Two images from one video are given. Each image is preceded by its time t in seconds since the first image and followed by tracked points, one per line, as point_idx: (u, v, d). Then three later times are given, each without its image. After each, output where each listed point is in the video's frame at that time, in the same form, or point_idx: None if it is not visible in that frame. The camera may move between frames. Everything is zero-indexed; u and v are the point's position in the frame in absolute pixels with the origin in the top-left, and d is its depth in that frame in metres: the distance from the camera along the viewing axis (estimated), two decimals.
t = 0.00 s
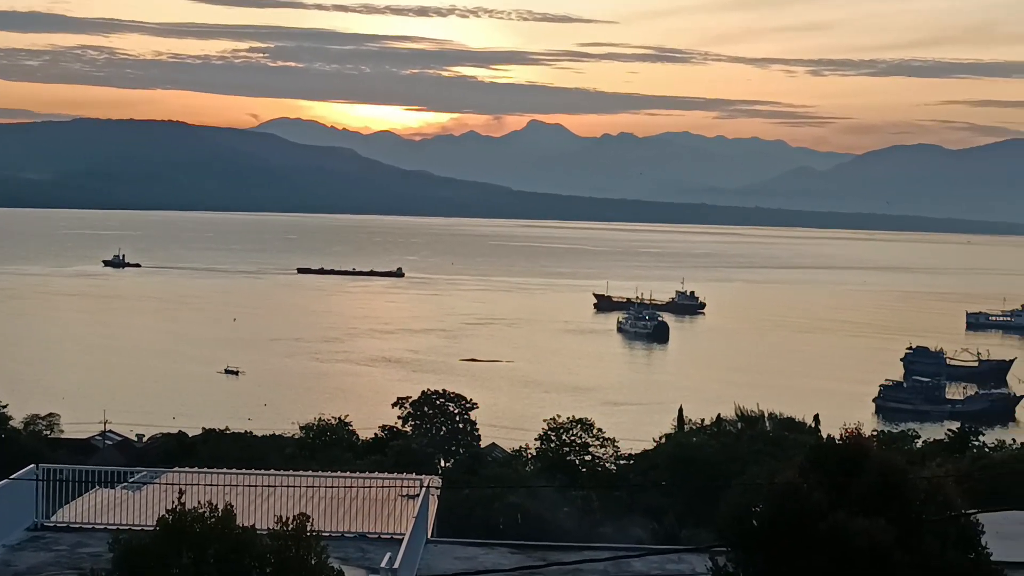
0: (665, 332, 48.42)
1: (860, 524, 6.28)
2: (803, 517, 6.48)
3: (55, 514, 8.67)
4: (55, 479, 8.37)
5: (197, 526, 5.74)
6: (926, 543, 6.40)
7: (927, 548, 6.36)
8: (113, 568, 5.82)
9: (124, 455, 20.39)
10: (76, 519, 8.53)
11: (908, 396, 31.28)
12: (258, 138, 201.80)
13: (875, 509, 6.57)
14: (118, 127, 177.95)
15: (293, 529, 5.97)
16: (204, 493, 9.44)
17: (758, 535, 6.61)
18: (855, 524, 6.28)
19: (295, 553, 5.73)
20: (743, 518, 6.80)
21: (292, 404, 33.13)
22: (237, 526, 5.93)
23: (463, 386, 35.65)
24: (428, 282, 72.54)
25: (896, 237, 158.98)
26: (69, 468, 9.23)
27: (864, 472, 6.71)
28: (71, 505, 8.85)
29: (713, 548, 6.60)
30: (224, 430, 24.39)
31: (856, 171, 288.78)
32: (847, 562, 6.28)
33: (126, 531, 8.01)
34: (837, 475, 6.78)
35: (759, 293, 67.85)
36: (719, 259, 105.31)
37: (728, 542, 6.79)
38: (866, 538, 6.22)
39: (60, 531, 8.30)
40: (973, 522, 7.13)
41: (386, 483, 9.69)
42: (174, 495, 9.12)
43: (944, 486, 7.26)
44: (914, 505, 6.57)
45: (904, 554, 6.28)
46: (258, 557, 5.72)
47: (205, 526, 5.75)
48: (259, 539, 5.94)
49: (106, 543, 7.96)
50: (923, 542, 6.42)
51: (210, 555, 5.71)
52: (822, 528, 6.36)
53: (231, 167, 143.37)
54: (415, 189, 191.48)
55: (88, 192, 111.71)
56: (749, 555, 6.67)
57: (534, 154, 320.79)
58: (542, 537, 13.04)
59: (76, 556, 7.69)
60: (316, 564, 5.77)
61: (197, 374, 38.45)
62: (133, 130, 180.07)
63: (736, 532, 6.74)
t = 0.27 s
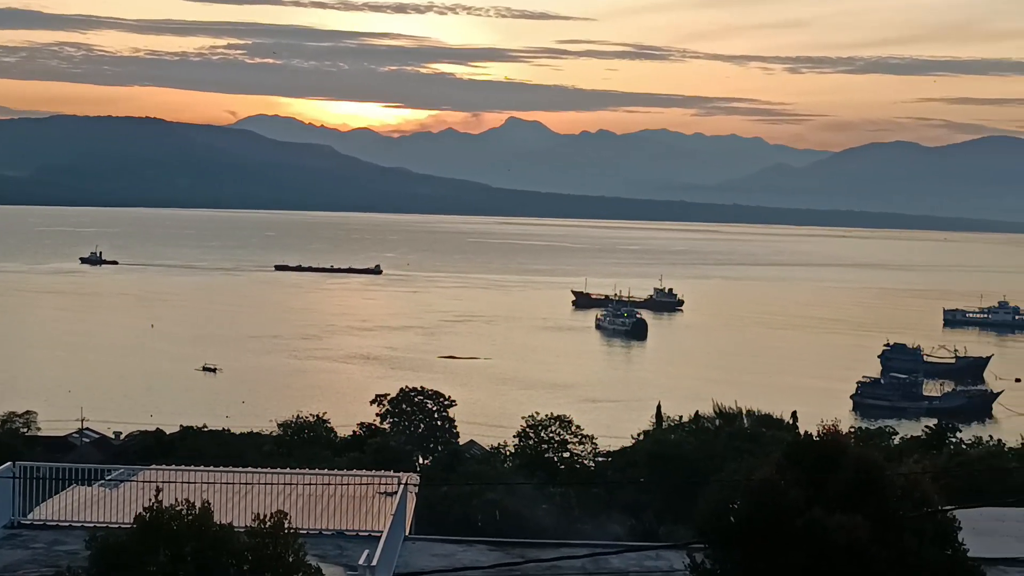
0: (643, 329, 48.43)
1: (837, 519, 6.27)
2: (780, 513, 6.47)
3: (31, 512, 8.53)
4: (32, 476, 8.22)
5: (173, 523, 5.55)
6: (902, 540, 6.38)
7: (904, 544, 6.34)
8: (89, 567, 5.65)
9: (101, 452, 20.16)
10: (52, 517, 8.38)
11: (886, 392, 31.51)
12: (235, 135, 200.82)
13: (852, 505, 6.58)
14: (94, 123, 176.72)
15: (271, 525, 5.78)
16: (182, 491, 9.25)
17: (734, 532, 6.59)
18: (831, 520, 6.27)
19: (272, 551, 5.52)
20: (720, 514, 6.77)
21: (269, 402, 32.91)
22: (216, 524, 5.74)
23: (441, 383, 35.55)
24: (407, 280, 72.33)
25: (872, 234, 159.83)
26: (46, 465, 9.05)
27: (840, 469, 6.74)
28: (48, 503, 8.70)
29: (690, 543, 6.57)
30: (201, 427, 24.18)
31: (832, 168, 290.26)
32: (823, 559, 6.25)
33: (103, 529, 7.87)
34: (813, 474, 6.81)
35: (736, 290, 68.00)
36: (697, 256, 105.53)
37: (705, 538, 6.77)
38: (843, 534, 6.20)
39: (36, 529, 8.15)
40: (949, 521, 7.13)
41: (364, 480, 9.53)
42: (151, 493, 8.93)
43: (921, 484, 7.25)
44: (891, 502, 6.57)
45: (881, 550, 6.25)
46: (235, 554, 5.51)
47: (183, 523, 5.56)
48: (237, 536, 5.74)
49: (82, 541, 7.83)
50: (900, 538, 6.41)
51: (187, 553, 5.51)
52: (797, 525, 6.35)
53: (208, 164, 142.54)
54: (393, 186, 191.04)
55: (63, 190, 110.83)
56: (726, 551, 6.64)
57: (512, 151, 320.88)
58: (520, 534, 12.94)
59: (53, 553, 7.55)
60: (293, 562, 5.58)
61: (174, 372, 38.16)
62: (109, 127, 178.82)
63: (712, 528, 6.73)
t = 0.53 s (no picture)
0: (620, 325, 48.43)
1: (811, 516, 6.49)
2: (756, 510, 6.73)
3: (7, 509, 8.47)
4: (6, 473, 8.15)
5: (147, 520, 5.63)
6: (875, 536, 6.58)
7: (877, 540, 6.54)
8: (63, 564, 5.75)
9: (76, 449, 19.99)
10: (28, 514, 8.34)
11: (861, 389, 31.65)
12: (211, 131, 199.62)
13: (827, 500, 6.77)
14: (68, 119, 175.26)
15: (246, 522, 5.82)
16: (157, 488, 9.15)
17: (711, 528, 6.85)
18: (806, 517, 6.49)
19: (247, 547, 5.56)
20: (698, 509, 7.01)
21: (245, 398, 32.70)
22: (190, 521, 5.79)
23: (417, 379, 35.40)
24: (383, 276, 72.05)
25: (848, 230, 160.55)
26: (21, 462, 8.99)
27: (815, 465, 6.92)
28: (23, 500, 8.65)
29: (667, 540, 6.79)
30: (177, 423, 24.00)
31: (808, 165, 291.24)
32: (798, 554, 6.48)
33: (78, 526, 7.82)
34: (788, 469, 7.00)
35: (713, 286, 68.11)
36: (673, 253, 105.62)
37: (684, 533, 7.01)
38: (817, 530, 6.43)
39: (12, 525, 8.08)
40: (924, 515, 7.25)
41: (340, 478, 9.46)
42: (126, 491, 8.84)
43: (896, 478, 7.38)
44: (864, 497, 6.77)
45: (854, 545, 6.47)
46: (211, 550, 5.58)
47: (157, 521, 5.63)
48: (212, 534, 5.79)
49: (57, 538, 7.77)
50: (873, 533, 6.60)
51: (162, 550, 5.58)
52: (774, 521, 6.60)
53: (183, 159, 141.57)
54: (370, 182, 190.41)
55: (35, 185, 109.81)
56: (705, 547, 6.90)
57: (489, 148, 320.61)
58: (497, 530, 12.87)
59: (27, 550, 7.48)
60: (268, 559, 5.63)
61: (149, 368, 37.87)
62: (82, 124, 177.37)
63: (690, 524, 6.97)
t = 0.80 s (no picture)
0: (597, 322, 48.46)
1: (789, 512, 6.48)
2: (733, 505, 6.70)
3: None
4: None
5: (124, 518, 5.59)
6: (852, 530, 6.55)
7: (854, 535, 6.51)
8: (38, 561, 5.67)
9: (53, 448, 19.75)
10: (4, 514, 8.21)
11: (837, 386, 31.80)
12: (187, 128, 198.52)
13: (805, 496, 6.78)
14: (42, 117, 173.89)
15: (223, 518, 5.83)
16: (134, 488, 9.02)
17: (687, 523, 6.85)
18: (783, 512, 6.48)
19: (224, 545, 5.61)
20: (676, 505, 7.02)
21: (223, 396, 32.50)
22: (167, 518, 5.77)
23: (395, 377, 35.30)
24: (361, 274, 71.80)
25: (824, 227, 161.41)
26: None
27: (793, 461, 6.93)
28: None
29: (645, 537, 6.78)
30: (152, 421, 23.80)
31: (784, 162, 292.37)
32: (774, 554, 6.48)
33: (55, 525, 7.69)
34: (766, 465, 6.98)
35: (690, 284, 68.28)
36: (651, 250, 105.79)
37: (661, 529, 7.02)
38: (794, 526, 6.42)
39: None
40: (902, 512, 7.22)
41: (318, 475, 9.33)
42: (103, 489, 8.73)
43: (873, 474, 7.37)
44: (841, 493, 6.77)
45: (832, 542, 6.45)
46: (188, 548, 5.57)
47: (134, 520, 5.60)
48: (189, 530, 5.77)
49: (33, 537, 7.64)
50: (849, 529, 6.58)
51: (138, 547, 5.55)
52: (751, 517, 6.58)
53: (158, 157, 140.77)
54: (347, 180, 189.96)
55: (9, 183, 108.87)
56: (683, 543, 6.89)
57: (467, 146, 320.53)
58: (474, 527, 12.79)
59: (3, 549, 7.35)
60: (245, 557, 5.65)
61: (126, 366, 37.56)
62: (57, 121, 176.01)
63: (667, 520, 6.98)
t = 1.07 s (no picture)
0: (576, 320, 48.41)
1: (767, 509, 6.44)
2: (711, 503, 6.66)
3: None
4: None
5: (101, 517, 5.77)
6: (830, 528, 6.51)
7: (831, 532, 6.48)
8: (18, 561, 5.83)
9: (28, 446, 19.51)
10: None
11: (815, 383, 31.87)
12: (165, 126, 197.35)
13: (782, 493, 6.75)
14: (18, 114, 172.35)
15: (198, 518, 5.95)
16: (111, 485, 8.92)
17: (665, 521, 6.81)
18: (761, 510, 6.44)
19: (201, 544, 5.74)
20: (654, 502, 6.98)
21: (201, 395, 32.27)
22: (144, 518, 5.93)
23: (374, 375, 35.15)
24: (340, 272, 71.49)
25: (802, 225, 161.92)
26: None
27: (770, 458, 6.91)
28: None
29: (622, 535, 6.74)
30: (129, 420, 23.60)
31: (762, 160, 293.32)
32: (751, 551, 6.45)
33: (31, 523, 7.59)
34: (744, 463, 6.95)
35: (669, 282, 68.32)
36: (630, 248, 105.83)
37: (639, 528, 6.97)
38: (772, 524, 6.38)
39: None
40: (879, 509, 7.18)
41: (295, 473, 9.22)
42: (80, 487, 8.61)
43: (853, 471, 7.32)
44: (818, 490, 6.73)
45: (810, 540, 6.41)
46: (166, 547, 5.74)
47: (111, 518, 5.78)
48: (166, 528, 5.93)
49: (9, 535, 7.55)
50: (827, 526, 6.54)
51: (116, 546, 5.72)
52: (728, 514, 6.54)
53: (136, 155, 139.80)
54: (326, 178, 189.27)
55: None
56: (661, 541, 6.84)
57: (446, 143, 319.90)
58: (452, 527, 12.71)
59: None
60: (223, 555, 5.78)
61: (103, 364, 37.23)
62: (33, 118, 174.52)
63: (645, 518, 6.93)
